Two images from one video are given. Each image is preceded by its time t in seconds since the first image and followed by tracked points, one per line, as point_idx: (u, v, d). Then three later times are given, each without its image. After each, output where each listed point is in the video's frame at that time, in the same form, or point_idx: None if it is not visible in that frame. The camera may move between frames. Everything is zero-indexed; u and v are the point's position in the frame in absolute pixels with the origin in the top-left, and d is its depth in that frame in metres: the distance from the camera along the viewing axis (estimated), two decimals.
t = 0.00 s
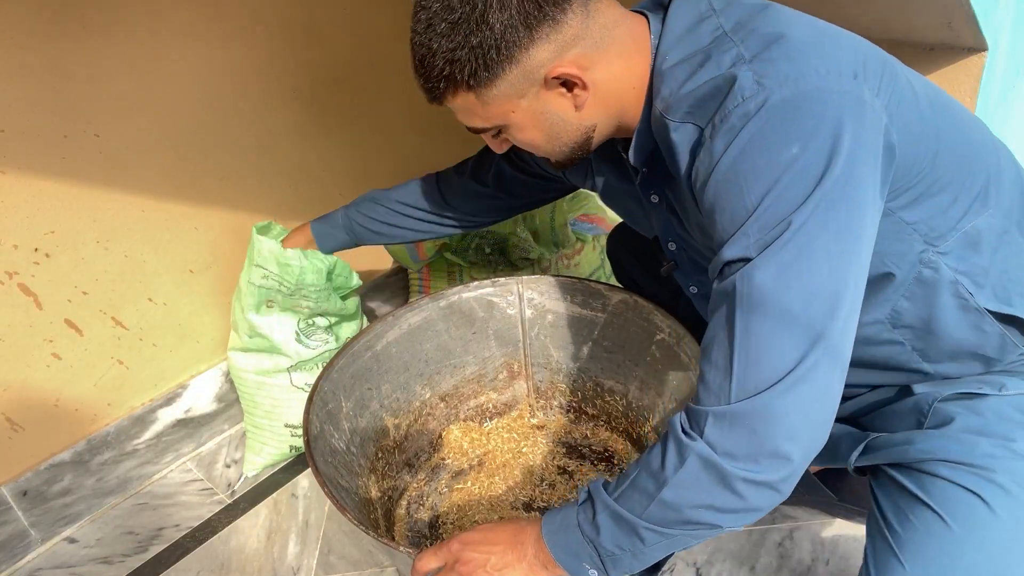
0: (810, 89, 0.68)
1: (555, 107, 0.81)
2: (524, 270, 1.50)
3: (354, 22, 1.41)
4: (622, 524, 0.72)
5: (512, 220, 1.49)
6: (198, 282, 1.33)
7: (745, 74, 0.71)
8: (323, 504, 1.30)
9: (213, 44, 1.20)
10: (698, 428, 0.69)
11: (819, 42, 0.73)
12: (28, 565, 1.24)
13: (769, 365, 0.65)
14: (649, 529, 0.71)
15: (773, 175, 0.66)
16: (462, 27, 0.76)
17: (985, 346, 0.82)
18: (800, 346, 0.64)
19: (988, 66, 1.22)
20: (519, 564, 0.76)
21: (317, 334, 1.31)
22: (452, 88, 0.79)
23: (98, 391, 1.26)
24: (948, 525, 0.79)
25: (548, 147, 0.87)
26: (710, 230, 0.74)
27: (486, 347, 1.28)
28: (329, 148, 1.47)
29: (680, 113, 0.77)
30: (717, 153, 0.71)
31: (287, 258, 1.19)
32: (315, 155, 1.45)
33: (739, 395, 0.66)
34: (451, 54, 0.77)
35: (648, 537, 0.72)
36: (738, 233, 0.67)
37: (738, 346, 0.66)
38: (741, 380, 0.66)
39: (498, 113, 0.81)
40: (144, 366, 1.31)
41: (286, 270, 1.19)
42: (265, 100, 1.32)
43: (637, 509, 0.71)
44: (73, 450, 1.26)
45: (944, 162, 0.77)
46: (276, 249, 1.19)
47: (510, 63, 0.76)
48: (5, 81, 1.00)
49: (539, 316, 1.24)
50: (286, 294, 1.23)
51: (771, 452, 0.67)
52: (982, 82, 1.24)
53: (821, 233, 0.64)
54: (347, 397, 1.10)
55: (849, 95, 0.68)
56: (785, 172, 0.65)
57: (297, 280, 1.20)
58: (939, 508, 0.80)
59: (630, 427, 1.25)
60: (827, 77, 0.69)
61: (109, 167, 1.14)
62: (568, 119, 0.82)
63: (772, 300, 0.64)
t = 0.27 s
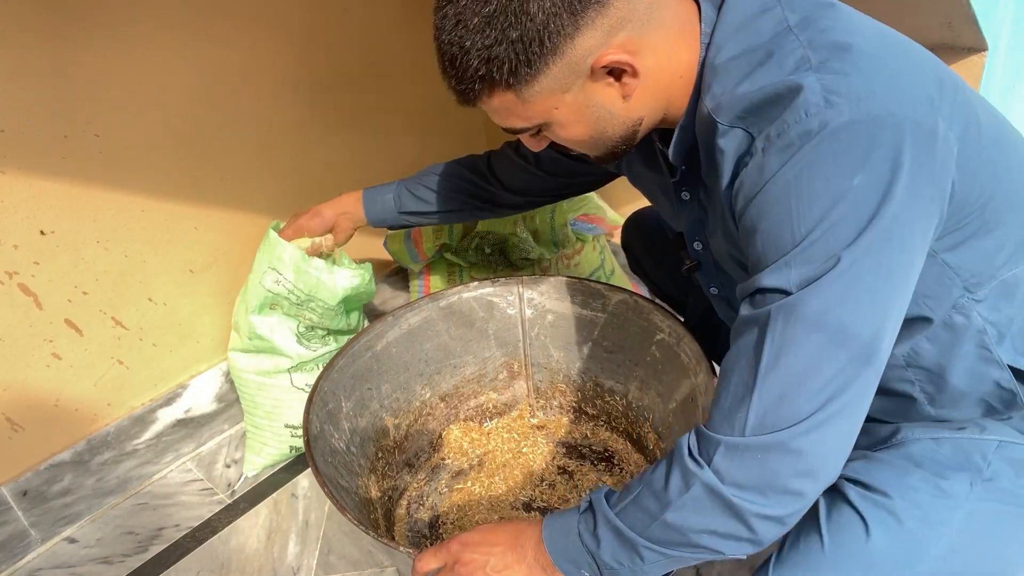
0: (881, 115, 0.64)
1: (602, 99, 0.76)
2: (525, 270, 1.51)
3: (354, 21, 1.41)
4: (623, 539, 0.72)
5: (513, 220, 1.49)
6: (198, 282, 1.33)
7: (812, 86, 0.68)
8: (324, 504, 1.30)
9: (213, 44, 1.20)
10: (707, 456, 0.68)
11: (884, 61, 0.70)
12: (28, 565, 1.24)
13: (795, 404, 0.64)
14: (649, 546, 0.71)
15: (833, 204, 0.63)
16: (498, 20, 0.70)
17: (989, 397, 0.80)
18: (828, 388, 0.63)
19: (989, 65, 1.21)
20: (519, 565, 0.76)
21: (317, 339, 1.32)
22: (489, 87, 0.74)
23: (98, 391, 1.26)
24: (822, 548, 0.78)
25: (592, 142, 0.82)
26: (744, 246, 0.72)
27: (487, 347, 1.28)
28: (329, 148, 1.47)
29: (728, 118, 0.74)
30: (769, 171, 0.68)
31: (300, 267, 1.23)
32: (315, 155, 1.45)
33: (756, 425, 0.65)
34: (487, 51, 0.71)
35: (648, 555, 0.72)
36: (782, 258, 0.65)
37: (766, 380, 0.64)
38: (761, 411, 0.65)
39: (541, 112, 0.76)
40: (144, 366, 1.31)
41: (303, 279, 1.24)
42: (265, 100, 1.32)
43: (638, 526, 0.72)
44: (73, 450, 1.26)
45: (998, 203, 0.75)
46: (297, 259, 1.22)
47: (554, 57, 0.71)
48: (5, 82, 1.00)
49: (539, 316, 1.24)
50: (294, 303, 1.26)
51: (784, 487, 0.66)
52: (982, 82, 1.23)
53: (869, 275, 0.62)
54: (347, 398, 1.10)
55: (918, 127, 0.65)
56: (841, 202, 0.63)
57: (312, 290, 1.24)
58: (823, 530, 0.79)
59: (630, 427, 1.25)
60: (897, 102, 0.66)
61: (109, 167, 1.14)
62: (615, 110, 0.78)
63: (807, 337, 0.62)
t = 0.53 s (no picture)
0: (952, 184, 0.59)
1: (661, 106, 0.71)
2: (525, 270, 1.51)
3: (354, 21, 1.41)
4: (631, 570, 0.72)
5: (512, 220, 1.49)
6: (198, 282, 1.33)
7: (879, 138, 0.62)
8: (323, 504, 1.30)
9: (213, 44, 1.20)
10: (726, 508, 0.67)
11: (965, 108, 0.64)
12: (28, 565, 1.24)
13: (822, 479, 0.63)
14: None
15: (888, 281, 0.59)
16: (551, 26, 0.64)
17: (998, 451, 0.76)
18: (853, 470, 0.62)
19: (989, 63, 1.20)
20: (520, 569, 0.76)
21: (316, 338, 1.34)
22: (538, 96, 0.68)
23: (98, 391, 1.26)
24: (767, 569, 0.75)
25: (645, 150, 0.77)
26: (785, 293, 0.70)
27: (487, 347, 1.28)
28: (329, 148, 1.47)
29: (783, 154, 0.69)
30: (821, 231, 0.64)
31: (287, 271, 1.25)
32: (315, 154, 1.45)
33: (780, 488, 0.64)
34: (539, 58, 0.65)
35: None
36: (825, 328, 0.62)
37: (794, 450, 0.63)
38: (788, 476, 0.64)
39: (593, 122, 0.71)
40: (144, 366, 1.31)
41: (293, 279, 1.26)
42: (265, 100, 1.32)
43: (647, 559, 0.71)
44: (73, 450, 1.25)
45: None
46: (283, 260, 1.25)
47: (614, 66, 0.65)
48: (5, 82, 1.00)
49: (539, 316, 1.24)
50: (290, 304, 1.28)
51: (802, 550, 0.66)
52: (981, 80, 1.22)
53: (915, 360, 0.59)
54: (347, 398, 1.10)
55: (989, 199, 0.60)
56: (897, 281, 0.59)
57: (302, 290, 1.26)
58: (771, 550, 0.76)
59: (630, 427, 1.25)
60: (971, 170, 0.60)
61: (109, 167, 1.14)
62: (673, 116, 0.72)
63: (839, 418, 0.61)
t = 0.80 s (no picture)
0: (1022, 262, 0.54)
1: (696, 132, 0.68)
2: (525, 270, 1.51)
3: (353, 21, 1.41)
4: None
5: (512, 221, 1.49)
6: (198, 282, 1.33)
7: (951, 199, 0.56)
8: (323, 504, 1.30)
9: (213, 44, 1.20)
10: (743, 550, 0.65)
11: None
12: (28, 565, 1.24)
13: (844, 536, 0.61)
14: None
15: (940, 361, 0.55)
16: (590, 42, 0.60)
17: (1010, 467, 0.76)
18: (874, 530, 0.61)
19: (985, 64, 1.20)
20: (521, 571, 0.74)
21: (326, 345, 1.35)
22: (566, 103, 0.66)
23: (98, 391, 1.26)
24: None
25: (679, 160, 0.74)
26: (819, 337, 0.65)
27: (487, 347, 1.28)
28: (329, 147, 1.47)
29: (840, 196, 0.62)
30: (873, 294, 0.58)
31: (295, 275, 1.25)
32: (315, 155, 1.45)
33: (801, 541, 0.62)
34: (571, 72, 0.62)
35: None
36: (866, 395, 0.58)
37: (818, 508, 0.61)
38: (809, 530, 0.62)
39: (621, 132, 0.69)
40: (144, 366, 1.31)
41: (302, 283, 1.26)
42: (265, 100, 1.32)
43: None
44: (73, 450, 1.25)
45: None
46: (287, 265, 1.24)
47: (649, 93, 0.63)
48: (5, 82, 1.00)
49: (539, 316, 1.24)
50: (303, 307, 1.29)
51: None
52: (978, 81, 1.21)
53: (953, 441, 0.57)
54: (347, 398, 1.10)
55: None
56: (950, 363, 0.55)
57: (315, 289, 1.27)
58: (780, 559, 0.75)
59: (631, 427, 1.25)
60: None
61: (109, 167, 1.14)
62: (709, 141, 0.69)
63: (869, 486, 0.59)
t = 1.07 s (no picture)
0: None
1: (756, 131, 0.65)
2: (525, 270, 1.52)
3: (353, 22, 1.41)
4: None
5: (513, 219, 1.47)
6: (198, 282, 1.33)
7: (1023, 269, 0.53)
8: (323, 504, 1.30)
9: (213, 44, 1.20)
10: None
11: None
12: (28, 565, 1.24)
13: None
14: None
15: (983, 438, 0.54)
16: (657, 26, 0.57)
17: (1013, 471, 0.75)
18: None
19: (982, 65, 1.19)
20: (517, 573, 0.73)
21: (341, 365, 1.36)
22: (617, 80, 0.64)
23: (98, 391, 1.26)
24: None
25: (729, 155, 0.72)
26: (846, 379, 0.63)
27: (487, 347, 1.28)
28: (329, 148, 1.47)
29: (902, 240, 0.58)
30: (921, 359, 0.55)
31: (317, 296, 1.26)
32: (315, 155, 1.45)
33: None
34: (627, 58, 0.60)
35: None
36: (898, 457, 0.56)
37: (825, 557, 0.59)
38: None
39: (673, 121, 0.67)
40: (145, 366, 1.31)
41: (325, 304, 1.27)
42: (265, 100, 1.32)
43: None
44: (74, 450, 1.26)
45: None
46: (312, 289, 1.25)
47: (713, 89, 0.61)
48: (5, 82, 1.01)
49: (539, 316, 1.24)
50: (325, 326, 1.30)
51: None
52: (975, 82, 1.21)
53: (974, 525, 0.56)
54: (347, 397, 1.10)
55: None
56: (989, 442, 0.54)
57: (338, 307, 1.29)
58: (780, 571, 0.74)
59: (630, 428, 1.25)
60: None
61: (110, 167, 1.14)
62: (769, 143, 0.67)
63: (883, 547, 0.57)
